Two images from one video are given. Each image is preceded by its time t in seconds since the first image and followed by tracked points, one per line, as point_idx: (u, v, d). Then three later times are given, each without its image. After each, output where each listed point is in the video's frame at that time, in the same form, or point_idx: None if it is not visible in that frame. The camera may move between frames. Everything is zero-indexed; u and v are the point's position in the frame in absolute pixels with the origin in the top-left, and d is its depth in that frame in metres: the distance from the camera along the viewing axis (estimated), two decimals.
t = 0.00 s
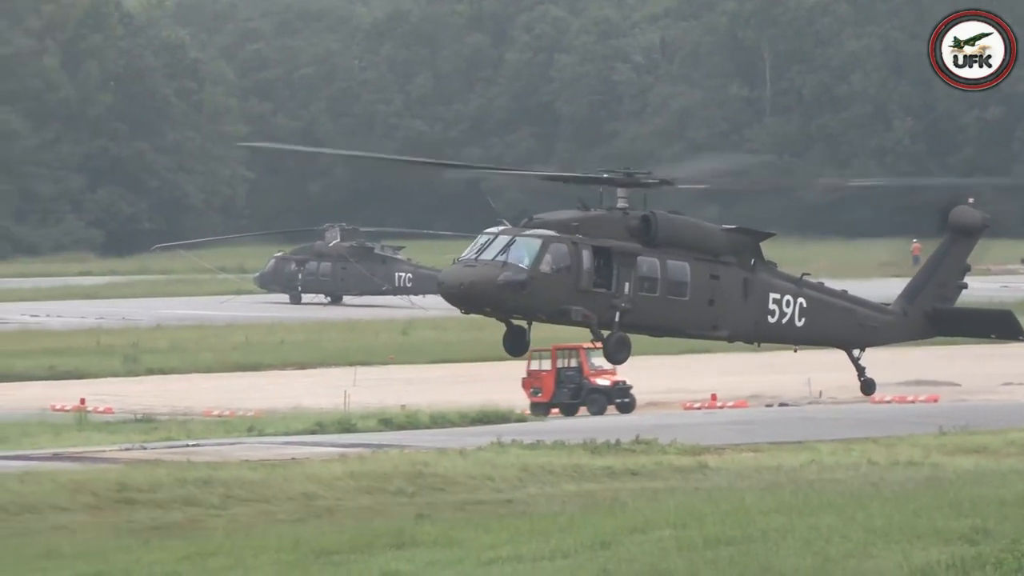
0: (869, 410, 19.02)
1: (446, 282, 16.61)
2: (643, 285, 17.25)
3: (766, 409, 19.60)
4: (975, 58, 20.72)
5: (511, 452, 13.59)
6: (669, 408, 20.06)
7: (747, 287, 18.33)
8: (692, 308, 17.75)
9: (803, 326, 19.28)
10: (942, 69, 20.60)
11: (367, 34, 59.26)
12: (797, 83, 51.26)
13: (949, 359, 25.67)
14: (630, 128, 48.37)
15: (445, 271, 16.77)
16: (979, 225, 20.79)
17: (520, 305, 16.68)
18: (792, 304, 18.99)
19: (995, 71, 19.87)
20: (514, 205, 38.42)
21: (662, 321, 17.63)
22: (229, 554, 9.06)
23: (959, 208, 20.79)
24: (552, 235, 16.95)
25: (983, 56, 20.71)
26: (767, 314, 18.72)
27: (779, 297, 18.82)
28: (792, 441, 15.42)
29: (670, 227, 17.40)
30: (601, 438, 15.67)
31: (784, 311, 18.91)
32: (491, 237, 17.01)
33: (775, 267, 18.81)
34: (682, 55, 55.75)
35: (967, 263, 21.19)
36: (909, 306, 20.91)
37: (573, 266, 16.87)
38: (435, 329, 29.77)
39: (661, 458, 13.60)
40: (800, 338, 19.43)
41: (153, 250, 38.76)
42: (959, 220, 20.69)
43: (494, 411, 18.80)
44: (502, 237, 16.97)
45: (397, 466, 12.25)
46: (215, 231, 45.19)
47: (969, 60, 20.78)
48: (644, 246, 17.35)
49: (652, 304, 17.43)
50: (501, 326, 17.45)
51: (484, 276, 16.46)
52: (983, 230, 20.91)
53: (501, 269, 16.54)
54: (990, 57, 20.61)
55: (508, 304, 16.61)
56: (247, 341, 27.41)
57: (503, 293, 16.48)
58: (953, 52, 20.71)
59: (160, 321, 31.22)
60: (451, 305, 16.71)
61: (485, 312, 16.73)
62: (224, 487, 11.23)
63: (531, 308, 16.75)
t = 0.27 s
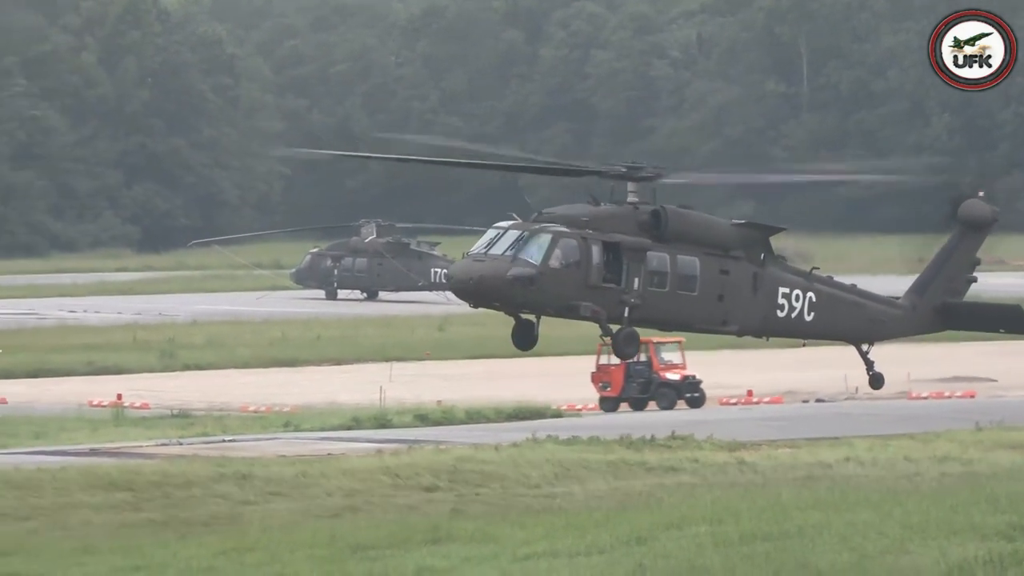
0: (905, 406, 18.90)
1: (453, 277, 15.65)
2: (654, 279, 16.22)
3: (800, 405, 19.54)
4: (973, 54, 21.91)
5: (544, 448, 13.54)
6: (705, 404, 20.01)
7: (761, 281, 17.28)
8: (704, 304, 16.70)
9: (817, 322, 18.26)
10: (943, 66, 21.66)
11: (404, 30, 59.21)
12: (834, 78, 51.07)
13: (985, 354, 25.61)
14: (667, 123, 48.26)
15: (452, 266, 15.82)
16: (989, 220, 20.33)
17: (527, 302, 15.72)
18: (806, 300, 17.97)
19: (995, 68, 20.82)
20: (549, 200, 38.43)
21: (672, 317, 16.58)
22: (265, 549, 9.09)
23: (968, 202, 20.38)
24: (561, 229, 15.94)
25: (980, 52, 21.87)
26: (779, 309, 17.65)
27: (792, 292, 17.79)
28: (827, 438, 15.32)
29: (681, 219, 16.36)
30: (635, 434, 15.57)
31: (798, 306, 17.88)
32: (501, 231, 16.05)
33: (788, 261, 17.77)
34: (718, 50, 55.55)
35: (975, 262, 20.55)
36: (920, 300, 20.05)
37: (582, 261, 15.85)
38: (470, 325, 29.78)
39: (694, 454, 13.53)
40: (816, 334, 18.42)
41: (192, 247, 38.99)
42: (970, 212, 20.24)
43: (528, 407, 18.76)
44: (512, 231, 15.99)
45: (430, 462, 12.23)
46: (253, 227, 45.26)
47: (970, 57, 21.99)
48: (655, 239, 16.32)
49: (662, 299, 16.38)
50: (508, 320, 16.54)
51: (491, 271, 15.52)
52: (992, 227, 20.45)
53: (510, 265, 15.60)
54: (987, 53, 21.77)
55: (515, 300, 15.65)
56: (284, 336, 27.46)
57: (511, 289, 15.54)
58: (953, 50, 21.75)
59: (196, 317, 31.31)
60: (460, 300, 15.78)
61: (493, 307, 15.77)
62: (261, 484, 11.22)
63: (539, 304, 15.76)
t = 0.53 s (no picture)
0: (933, 403, 18.78)
1: (454, 271, 15.15)
2: (654, 274, 15.67)
3: (828, 402, 19.44)
4: (974, 57, 20.49)
5: (570, 445, 13.49)
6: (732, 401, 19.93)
7: (762, 276, 16.74)
8: (705, 299, 16.17)
9: (818, 316, 17.72)
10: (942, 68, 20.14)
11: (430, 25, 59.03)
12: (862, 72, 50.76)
13: (1015, 351, 25.44)
14: (695, 119, 48.08)
15: (451, 260, 15.31)
16: (992, 213, 19.56)
17: (528, 297, 15.19)
18: (808, 295, 17.43)
19: (996, 71, 19.36)
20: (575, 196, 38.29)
21: (672, 312, 16.05)
22: (292, 544, 9.09)
23: (974, 195, 19.56)
24: (560, 223, 15.39)
25: (983, 55, 20.42)
26: (779, 303, 17.09)
27: (794, 287, 17.24)
28: (853, 435, 15.21)
29: (682, 214, 15.81)
30: (661, 432, 15.49)
31: (799, 301, 17.35)
32: (501, 225, 15.50)
33: (788, 255, 17.23)
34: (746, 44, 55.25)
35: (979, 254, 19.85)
36: (921, 294, 19.39)
37: (583, 256, 15.32)
38: (498, 321, 29.70)
39: (721, 451, 13.46)
40: (818, 329, 17.91)
41: (220, 243, 39.02)
42: (974, 206, 19.44)
43: (554, 403, 18.71)
44: (511, 225, 15.45)
45: (457, 458, 12.21)
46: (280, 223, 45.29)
47: (970, 59, 20.43)
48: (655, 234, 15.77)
49: (663, 295, 15.83)
50: (508, 311, 16.06)
51: (491, 266, 15.02)
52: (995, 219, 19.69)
53: (510, 259, 15.09)
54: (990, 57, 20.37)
55: (515, 295, 15.12)
56: (311, 332, 27.52)
57: (511, 284, 15.04)
58: (953, 52, 20.23)
59: (225, 313, 31.31)
60: (458, 295, 15.27)
61: (491, 301, 15.26)
62: (287, 479, 11.24)
63: (539, 299, 15.23)
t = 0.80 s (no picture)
0: (955, 401, 18.79)
1: (447, 266, 15.32)
2: (648, 270, 15.90)
3: (849, 400, 19.45)
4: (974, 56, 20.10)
5: (593, 443, 13.51)
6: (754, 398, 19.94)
7: (757, 272, 16.96)
8: (699, 295, 16.39)
9: (814, 312, 17.92)
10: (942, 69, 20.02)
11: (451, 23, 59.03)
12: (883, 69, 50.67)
13: None
14: (716, 117, 48.05)
15: (445, 254, 15.47)
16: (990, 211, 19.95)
17: (522, 292, 15.38)
18: (803, 291, 17.64)
19: (995, 71, 19.15)
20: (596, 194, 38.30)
21: (666, 308, 16.27)
22: (316, 542, 9.11)
23: (972, 192, 19.96)
24: (556, 218, 15.59)
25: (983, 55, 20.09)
26: (775, 299, 17.30)
27: (789, 283, 17.46)
28: (875, 433, 15.24)
29: (676, 210, 16.05)
30: (684, 430, 15.52)
31: (794, 297, 17.56)
32: (495, 219, 15.68)
33: (783, 251, 17.44)
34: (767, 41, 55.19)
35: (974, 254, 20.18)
36: (917, 291, 19.65)
37: (578, 251, 15.52)
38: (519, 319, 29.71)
39: (744, 449, 13.47)
40: (813, 325, 18.10)
41: (240, 242, 39.06)
42: (973, 201, 19.83)
43: (576, 402, 18.73)
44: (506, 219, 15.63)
45: (480, 456, 12.23)
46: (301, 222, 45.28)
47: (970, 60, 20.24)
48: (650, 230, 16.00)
49: (657, 291, 16.05)
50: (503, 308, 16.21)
51: (486, 260, 15.17)
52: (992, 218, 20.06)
53: (505, 253, 15.25)
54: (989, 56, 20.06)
55: (511, 290, 15.30)
56: (333, 330, 27.54)
57: (506, 279, 15.19)
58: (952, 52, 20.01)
59: (245, 311, 31.33)
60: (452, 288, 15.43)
61: (486, 296, 15.43)
62: (309, 477, 11.28)
63: (534, 294, 15.42)
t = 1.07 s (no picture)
0: (975, 400, 18.77)
1: (438, 260, 15.11)
2: (642, 265, 15.67)
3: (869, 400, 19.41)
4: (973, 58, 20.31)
5: (613, 443, 13.49)
6: (773, 398, 19.91)
7: (752, 268, 16.71)
8: (694, 291, 16.15)
9: (809, 309, 17.68)
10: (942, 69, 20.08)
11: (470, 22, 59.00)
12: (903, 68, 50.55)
13: None
14: (735, 116, 47.99)
15: (436, 249, 15.27)
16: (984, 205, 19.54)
17: (514, 286, 15.18)
18: (799, 287, 17.40)
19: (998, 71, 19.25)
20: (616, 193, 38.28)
21: (660, 303, 16.03)
22: (334, 542, 9.10)
23: (965, 187, 19.56)
24: (548, 213, 15.39)
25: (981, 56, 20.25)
26: (769, 295, 17.07)
27: (784, 279, 17.21)
28: (895, 432, 15.21)
29: (670, 205, 15.82)
30: (704, 429, 15.50)
31: (790, 293, 17.31)
32: (488, 214, 15.47)
33: (779, 247, 17.19)
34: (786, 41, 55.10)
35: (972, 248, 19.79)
36: (913, 287, 19.34)
37: (570, 246, 15.32)
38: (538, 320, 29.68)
39: (764, 449, 13.45)
40: (809, 321, 17.87)
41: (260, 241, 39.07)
42: (966, 197, 19.43)
43: (595, 401, 18.70)
44: (498, 214, 15.42)
45: (500, 455, 12.24)
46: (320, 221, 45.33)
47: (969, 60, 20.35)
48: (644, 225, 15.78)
49: (651, 286, 15.83)
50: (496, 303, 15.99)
51: (477, 255, 14.96)
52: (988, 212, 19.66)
53: (497, 249, 15.05)
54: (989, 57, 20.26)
55: (503, 284, 15.10)
56: (352, 329, 27.53)
57: (497, 274, 15.00)
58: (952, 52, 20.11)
59: (265, 311, 31.32)
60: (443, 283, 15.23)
61: (478, 290, 15.23)
62: (331, 477, 11.27)
63: (525, 289, 15.22)
